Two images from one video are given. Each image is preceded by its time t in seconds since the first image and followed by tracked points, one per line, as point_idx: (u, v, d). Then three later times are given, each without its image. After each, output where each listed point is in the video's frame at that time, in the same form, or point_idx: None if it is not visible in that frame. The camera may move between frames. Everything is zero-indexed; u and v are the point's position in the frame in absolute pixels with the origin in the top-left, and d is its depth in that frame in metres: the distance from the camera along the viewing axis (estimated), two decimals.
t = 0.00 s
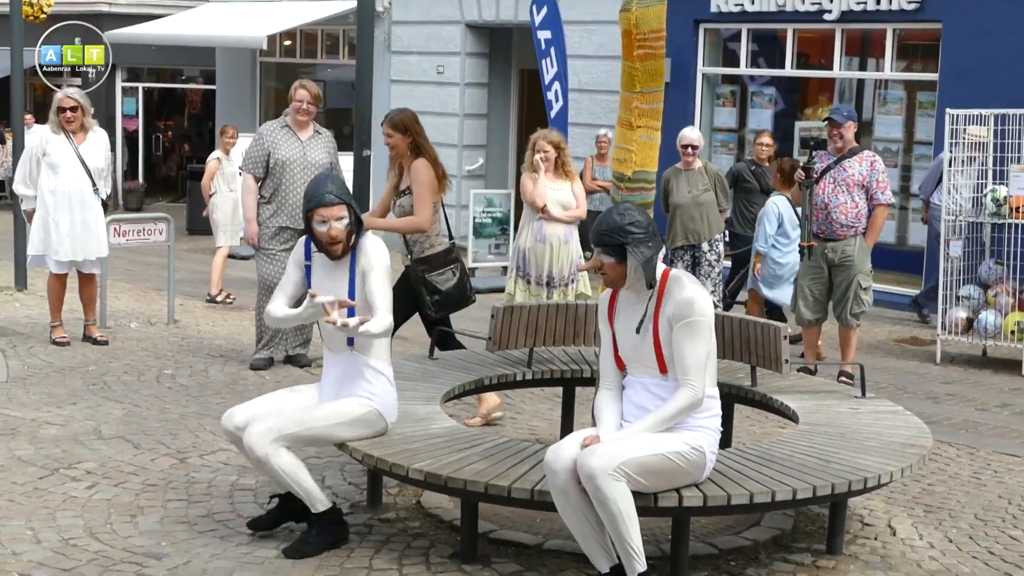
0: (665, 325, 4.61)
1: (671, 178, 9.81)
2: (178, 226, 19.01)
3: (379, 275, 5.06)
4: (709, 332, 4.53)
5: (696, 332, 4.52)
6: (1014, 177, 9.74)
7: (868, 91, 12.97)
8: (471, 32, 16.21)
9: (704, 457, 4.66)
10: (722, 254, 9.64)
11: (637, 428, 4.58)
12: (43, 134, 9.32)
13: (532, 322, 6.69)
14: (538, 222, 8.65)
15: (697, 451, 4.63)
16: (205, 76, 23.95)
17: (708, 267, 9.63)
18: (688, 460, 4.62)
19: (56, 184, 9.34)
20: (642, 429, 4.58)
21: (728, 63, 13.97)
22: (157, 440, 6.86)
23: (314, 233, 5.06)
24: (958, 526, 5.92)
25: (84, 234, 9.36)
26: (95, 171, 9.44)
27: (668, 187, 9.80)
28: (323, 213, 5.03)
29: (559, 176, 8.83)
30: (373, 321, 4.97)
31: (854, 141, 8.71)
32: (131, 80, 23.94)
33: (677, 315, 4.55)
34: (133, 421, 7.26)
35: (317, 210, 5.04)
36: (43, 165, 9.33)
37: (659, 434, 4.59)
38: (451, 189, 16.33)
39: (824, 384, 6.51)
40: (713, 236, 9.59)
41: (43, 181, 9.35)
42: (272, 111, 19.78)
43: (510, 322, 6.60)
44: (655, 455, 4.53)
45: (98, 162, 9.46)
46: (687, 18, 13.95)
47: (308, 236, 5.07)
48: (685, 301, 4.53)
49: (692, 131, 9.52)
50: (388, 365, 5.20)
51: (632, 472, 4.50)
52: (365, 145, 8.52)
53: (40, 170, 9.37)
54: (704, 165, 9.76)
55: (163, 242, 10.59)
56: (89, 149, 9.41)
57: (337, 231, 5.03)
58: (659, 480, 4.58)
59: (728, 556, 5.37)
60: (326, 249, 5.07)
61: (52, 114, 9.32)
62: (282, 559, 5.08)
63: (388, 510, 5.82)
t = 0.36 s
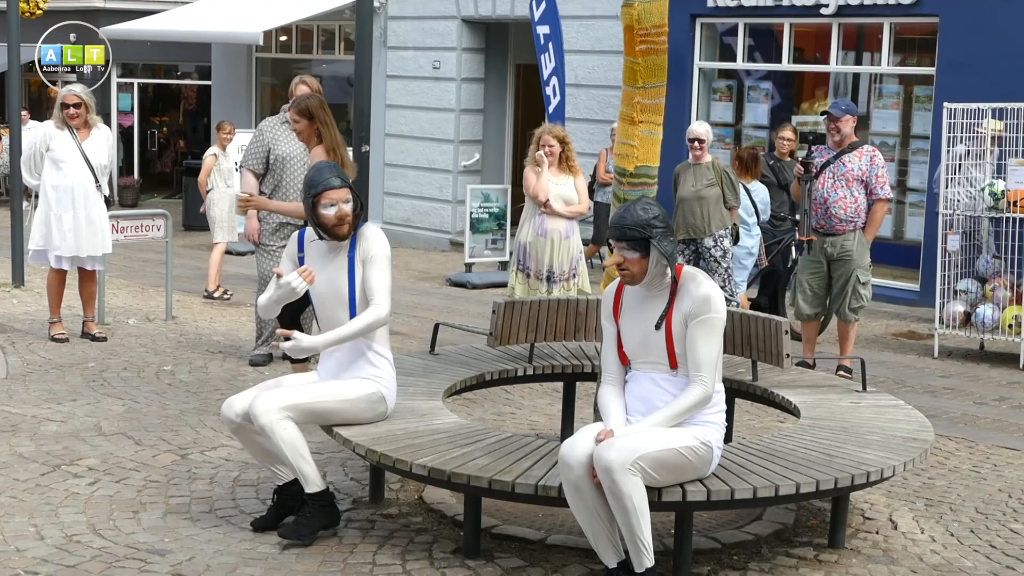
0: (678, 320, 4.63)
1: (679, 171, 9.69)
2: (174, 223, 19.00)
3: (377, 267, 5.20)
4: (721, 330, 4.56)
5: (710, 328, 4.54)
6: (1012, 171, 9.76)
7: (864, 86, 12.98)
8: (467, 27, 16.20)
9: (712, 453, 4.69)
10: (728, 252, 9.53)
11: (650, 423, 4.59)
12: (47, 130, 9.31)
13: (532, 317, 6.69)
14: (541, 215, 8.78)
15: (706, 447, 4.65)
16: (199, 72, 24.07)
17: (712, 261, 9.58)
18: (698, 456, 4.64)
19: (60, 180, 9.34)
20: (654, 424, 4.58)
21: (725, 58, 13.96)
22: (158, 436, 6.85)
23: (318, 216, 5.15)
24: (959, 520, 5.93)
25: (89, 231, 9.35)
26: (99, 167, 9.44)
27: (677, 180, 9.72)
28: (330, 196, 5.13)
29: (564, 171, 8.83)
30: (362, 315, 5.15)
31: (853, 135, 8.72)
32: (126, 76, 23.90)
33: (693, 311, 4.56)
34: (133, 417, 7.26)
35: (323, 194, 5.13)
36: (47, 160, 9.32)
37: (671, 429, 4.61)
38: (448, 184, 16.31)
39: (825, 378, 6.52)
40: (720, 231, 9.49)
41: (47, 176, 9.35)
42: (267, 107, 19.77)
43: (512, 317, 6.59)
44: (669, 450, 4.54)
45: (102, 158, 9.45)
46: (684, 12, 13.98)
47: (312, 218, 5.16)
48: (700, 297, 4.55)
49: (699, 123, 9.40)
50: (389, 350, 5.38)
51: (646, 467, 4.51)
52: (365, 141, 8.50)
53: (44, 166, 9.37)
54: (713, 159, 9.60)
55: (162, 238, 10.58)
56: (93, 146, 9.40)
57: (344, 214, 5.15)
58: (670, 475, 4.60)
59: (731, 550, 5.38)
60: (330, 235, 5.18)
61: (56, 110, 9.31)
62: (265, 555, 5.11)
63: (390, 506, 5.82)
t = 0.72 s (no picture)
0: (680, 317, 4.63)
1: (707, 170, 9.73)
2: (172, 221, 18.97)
3: (374, 259, 5.19)
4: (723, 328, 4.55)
5: (713, 326, 4.53)
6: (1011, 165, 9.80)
7: (862, 80, 12.95)
8: (465, 24, 16.18)
9: (710, 449, 4.68)
10: (748, 250, 9.57)
11: (645, 419, 4.60)
12: (48, 127, 9.31)
13: (534, 314, 6.69)
14: (541, 211, 8.77)
15: (703, 443, 4.65)
16: (196, 69, 23.74)
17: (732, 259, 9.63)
18: (694, 452, 4.63)
19: (60, 177, 9.34)
20: (648, 419, 4.60)
21: (722, 53, 13.96)
22: (159, 434, 6.85)
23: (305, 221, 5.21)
24: (960, 514, 5.94)
25: (90, 228, 9.34)
26: (99, 164, 9.43)
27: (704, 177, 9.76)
28: (316, 206, 5.16)
29: (565, 167, 8.81)
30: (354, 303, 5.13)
31: (853, 129, 8.71)
32: (123, 73, 23.87)
33: (695, 308, 4.55)
34: (134, 415, 7.26)
35: (310, 203, 5.16)
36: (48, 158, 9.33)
37: (667, 424, 4.61)
38: (446, 181, 16.31)
39: (825, 373, 6.53)
40: (740, 228, 9.51)
41: (47, 173, 9.37)
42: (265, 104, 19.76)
43: (513, 313, 6.59)
44: (661, 446, 4.54)
45: (103, 156, 9.47)
46: (681, 8, 13.94)
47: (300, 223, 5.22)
48: (702, 295, 4.53)
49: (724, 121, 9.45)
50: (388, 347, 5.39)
51: (637, 461, 4.51)
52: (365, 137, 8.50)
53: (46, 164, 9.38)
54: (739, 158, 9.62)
55: (160, 235, 10.57)
56: (95, 144, 9.43)
57: (327, 222, 5.17)
58: (665, 471, 4.60)
59: (733, 546, 5.39)
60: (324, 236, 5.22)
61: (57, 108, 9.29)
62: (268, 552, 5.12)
63: (393, 502, 5.83)
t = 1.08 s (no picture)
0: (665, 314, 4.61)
1: (717, 164, 9.68)
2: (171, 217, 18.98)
3: (387, 274, 5.29)
4: (708, 325, 4.51)
5: (698, 323, 4.49)
6: (1010, 160, 9.73)
7: (861, 75, 12.94)
8: (463, 20, 16.16)
9: (699, 445, 4.67)
10: (752, 247, 9.55)
11: (629, 417, 4.59)
12: (48, 123, 9.30)
13: (533, 310, 6.70)
14: (541, 208, 8.77)
15: (690, 439, 4.64)
16: (196, 66, 23.37)
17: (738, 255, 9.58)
18: (681, 448, 4.62)
19: (60, 172, 9.38)
20: (633, 417, 4.59)
21: (721, 48, 13.96)
22: (159, 431, 6.85)
23: (348, 226, 5.20)
24: (959, 509, 5.94)
25: (88, 225, 9.32)
26: (99, 160, 9.41)
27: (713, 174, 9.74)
28: (367, 214, 5.19)
29: (565, 164, 8.78)
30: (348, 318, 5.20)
31: (851, 125, 8.73)
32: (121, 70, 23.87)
33: (677, 305, 4.53)
34: (133, 411, 7.26)
35: (361, 211, 5.17)
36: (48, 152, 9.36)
37: (653, 421, 4.60)
38: (445, 177, 16.30)
39: (825, 368, 6.53)
40: (745, 226, 9.49)
41: (46, 169, 9.43)
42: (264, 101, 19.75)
43: (512, 309, 6.60)
44: (644, 443, 4.54)
45: (103, 153, 9.42)
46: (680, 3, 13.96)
47: (344, 226, 5.19)
48: (684, 293, 4.50)
49: (735, 116, 9.33)
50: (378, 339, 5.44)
51: (615, 457, 4.51)
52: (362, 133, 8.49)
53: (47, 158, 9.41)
54: (749, 153, 9.49)
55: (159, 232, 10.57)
56: (94, 141, 9.37)
57: (375, 231, 5.25)
58: (651, 467, 4.59)
59: (732, 541, 5.39)
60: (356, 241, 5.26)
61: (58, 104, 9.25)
62: (268, 549, 5.12)
63: (392, 498, 5.83)
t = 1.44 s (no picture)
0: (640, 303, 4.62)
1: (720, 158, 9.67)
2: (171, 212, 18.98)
3: (402, 277, 5.40)
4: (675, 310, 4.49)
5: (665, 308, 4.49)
6: (1009, 156, 9.66)
7: (860, 71, 12.94)
8: (463, 15, 16.15)
9: (680, 439, 4.65)
10: (754, 243, 9.50)
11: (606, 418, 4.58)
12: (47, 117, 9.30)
13: (532, 305, 6.71)
14: (541, 203, 8.77)
15: (669, 434, 4.62)
16: (195, 60, 23.45)
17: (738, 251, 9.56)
18: (661, 443, 4.61)
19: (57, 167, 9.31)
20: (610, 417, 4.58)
21: (720, 43, 13.94)
22: (158, 426, 6.86)
23: (365, 228, 5.20)
24: (958, 504, 5.95)
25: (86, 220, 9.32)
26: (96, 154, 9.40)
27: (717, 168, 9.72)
28: (383, 218, 5.18)
29: (564, 159, 8.78)
30: (382, 321, 5.33)
31: (850, 120, 8.71)
32: (121, 65, 23.87)
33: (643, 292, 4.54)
34: (133, 406, 7.27)
35: (377, 215, 5.16)
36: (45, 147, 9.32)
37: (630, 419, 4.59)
38: (445, 172, 16.30)
39: (823, 363, 6.53)
40: (747, 222, 9.46)
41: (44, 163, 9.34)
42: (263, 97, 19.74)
43: (511, 304, 6.60)
44: (623, 445, 4.52)
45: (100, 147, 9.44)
46: None
47: (359, 229, 5.19)
48: (647, 277, 4.51)
49: (738, 112, 9.31)
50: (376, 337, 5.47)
51: (597, 463, 4.51)
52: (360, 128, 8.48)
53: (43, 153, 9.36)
54: (751, 148, 9.52)
55: (159, 227, 10.58)
56: (91, 135, 9.40)
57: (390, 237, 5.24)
58: (634, 466, 4.59)
59: (731, 536, 5.40)
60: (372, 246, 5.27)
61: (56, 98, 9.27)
62: (266, 543, 5.13)
63: (392, 493, 5.84)
